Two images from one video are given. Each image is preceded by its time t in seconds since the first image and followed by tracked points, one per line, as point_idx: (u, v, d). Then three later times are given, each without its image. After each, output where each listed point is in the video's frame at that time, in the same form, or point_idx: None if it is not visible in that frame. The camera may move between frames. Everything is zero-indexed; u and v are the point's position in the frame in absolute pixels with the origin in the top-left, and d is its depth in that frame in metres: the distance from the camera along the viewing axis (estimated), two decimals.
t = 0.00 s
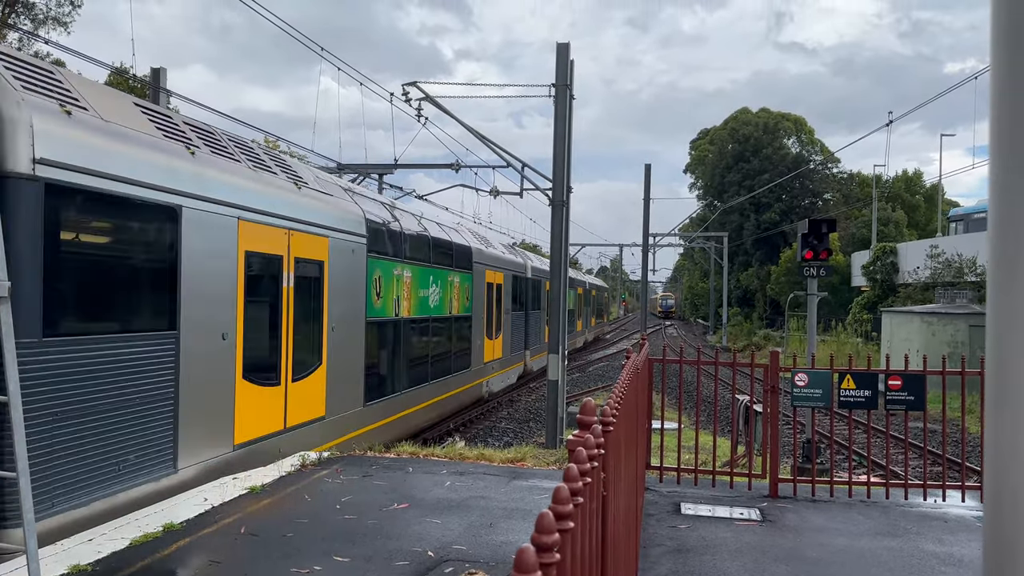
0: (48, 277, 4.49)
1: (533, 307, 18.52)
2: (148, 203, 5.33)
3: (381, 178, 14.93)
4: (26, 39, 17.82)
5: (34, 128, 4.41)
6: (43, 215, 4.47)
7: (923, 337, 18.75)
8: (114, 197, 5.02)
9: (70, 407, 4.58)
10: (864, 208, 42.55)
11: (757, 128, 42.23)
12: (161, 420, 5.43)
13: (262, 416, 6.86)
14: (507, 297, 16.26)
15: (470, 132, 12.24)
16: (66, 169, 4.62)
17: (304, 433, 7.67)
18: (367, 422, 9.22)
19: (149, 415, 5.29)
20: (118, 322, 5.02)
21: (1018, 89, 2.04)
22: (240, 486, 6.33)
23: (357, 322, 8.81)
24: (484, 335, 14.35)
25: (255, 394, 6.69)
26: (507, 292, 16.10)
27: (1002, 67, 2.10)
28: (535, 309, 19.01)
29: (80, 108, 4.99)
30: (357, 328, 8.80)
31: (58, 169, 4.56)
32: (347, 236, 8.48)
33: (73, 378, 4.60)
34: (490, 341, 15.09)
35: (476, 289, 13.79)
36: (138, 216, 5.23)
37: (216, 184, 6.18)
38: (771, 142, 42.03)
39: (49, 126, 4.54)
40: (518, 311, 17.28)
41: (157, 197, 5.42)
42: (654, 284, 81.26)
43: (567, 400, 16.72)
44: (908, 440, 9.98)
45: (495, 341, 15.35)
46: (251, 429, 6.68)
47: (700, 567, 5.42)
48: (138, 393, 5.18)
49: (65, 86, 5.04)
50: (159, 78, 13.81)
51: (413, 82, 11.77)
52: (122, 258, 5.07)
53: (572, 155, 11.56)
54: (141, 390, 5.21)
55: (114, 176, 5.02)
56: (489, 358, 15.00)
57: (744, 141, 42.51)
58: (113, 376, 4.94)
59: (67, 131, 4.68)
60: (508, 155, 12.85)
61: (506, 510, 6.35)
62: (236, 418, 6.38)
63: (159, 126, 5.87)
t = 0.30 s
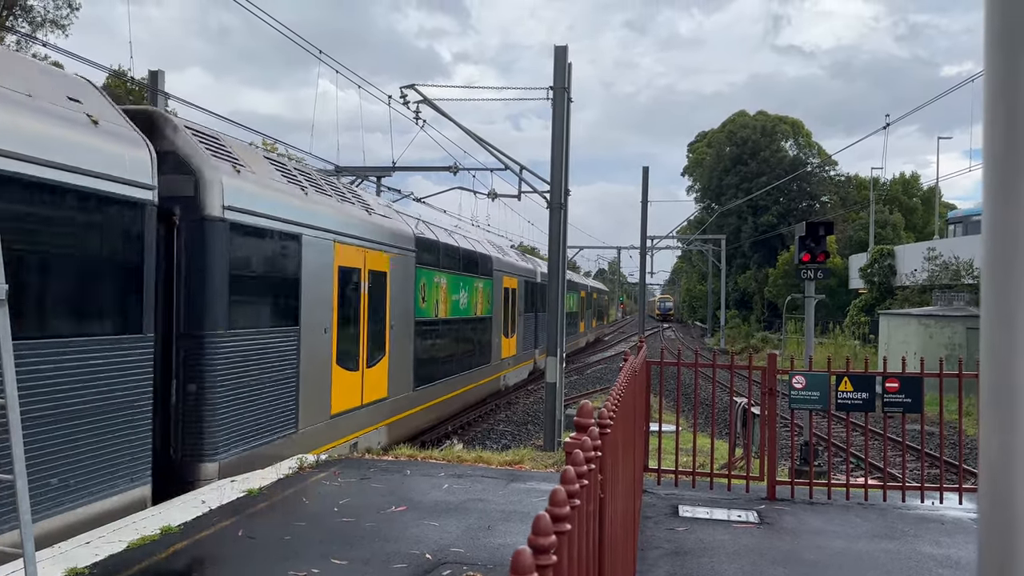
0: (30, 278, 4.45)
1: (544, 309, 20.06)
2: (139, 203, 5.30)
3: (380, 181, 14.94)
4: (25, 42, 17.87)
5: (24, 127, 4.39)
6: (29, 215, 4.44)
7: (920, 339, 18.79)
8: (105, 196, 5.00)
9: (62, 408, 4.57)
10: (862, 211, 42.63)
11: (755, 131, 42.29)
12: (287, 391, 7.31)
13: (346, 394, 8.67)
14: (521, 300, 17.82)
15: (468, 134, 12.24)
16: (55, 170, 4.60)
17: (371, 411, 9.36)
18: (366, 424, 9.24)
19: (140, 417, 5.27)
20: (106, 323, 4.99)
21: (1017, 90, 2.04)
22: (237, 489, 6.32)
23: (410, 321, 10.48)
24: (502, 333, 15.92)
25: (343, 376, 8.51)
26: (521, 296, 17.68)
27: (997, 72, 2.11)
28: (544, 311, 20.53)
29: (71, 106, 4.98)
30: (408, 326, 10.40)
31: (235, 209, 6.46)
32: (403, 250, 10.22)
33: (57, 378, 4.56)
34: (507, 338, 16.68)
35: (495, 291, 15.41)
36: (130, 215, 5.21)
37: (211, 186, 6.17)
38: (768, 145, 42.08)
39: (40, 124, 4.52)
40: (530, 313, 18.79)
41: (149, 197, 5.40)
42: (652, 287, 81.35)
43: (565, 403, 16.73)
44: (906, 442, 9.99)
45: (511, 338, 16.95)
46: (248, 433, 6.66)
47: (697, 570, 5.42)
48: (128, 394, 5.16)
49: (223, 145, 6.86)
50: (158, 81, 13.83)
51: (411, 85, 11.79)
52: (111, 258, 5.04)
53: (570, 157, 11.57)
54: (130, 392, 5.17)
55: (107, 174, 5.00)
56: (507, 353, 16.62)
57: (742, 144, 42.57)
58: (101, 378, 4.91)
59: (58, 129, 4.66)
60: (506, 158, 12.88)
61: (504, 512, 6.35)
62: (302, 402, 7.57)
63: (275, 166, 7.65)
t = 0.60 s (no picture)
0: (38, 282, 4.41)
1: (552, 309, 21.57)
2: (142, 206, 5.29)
3: (378, 183, 14.94)
4: (23, 43, 17.85)
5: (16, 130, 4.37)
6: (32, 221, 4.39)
7: (918, 342, 18.81)
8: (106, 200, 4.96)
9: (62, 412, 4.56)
10: (860, 214, 42.71)
11: (753, 134, 42.34)
12: (365, 373, 9.11)
13: (404, 376, 10.51)
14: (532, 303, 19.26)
15: (466, 137, 12.26)
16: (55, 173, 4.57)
17: (371, 413, 9.38)
18: (364, 427, 9.23)
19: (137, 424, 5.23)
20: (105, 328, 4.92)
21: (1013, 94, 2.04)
22: (234, 492, 6.31)
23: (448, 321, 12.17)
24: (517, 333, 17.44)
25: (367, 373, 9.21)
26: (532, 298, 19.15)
27: (990, 73, 2.11)
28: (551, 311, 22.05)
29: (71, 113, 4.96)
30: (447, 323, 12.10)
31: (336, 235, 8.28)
32: (445, 261, 12.02)
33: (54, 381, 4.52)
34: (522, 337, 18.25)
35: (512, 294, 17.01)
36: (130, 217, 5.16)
37: (211, 188, 6.14)
38: (766, 148, 42.13)
39: (34, 129, 4.50)
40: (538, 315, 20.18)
41: (146, 198, 5.35)
42: (650, 290, 81.43)
43: (563, 406, 16.72)
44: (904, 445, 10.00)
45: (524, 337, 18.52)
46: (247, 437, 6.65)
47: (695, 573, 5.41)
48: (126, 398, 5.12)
49: (325, 188, 8.74)
50: (155, 84, 13.82)
51: (409, 88, 11.81)
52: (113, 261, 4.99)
53: (568, 160, 11.58)
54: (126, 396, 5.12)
55: (103, 178, 4.96)
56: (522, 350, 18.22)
57: (740, 147, 42.62)
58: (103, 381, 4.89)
59: (53, 135, 4.63)
60: (504, 162, 12.99)
61: (502, 515, 6.35)
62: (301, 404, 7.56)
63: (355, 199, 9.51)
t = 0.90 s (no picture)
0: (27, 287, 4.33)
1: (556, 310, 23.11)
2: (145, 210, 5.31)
3: (375, 186, 14.94)
4: (20, 47, 17.89)
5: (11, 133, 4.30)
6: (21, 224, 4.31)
7: (915, 344, 18.84)
8: (99, 204, 4.90)
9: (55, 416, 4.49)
10: (857, 216, 42.78)
11: (750, 137, 42.41)
12: (414, 365, 10.66)
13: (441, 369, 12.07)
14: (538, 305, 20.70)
15: (464, 140, 12.27)
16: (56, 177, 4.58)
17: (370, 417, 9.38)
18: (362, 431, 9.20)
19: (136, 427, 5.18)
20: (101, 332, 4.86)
21: (1008, 100, 2.05)
22: (233, 496, 6.30)
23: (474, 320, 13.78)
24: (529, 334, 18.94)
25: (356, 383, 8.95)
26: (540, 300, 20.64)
27: (985, 76, 2.12)
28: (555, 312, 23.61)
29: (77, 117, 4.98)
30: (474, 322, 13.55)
31: (395, 252, 9.89)
32: (471, 269, 13.52)
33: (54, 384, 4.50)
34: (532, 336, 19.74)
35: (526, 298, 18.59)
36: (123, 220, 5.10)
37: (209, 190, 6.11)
38: (764, 150, 42.19)
39: (28, 132, 4.43)
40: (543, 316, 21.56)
41: (142, 202, 5.30)
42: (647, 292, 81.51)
43: (561, 409, 16.71)
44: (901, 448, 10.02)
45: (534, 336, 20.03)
46: (247, 439, 6.64)
47: None
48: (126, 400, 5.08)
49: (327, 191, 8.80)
50: (152, 86, 13.80)
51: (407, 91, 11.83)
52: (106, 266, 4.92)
53: (566, 163, 11.59)
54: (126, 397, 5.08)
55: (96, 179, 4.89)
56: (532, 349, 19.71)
57: (737, 150, 42.69)
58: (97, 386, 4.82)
59: (57, 140, 4.63)
60: (502, 164, 12.99)
61: (500, 518, 6.35)
62: (299, 408, 7.55)
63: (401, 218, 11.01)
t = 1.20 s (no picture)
0: (12, 294, 4.27)
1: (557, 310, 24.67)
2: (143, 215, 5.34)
3: (373, 188, 14.94)
4: (18, 50, 17.88)
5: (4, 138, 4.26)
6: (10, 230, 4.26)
7: (913, 346, 18.86)
8: (92, 212, 4.88)
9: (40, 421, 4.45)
10: (854, 218, 42.85)
11: (747, 139, 42.47)
12: (448, 360, 12.50)
13: (467, 364, 13.79)
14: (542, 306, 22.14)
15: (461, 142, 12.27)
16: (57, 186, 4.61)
17: (366, 419, 9.37)
18: (359, 433, 9.20)
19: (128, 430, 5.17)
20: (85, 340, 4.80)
21: (1004, 99, 2.04)
22: (229, 498, 6.29)
23: (493, 323, 15.56)
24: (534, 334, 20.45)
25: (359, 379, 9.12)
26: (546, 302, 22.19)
27: (979, 78, 2.12)
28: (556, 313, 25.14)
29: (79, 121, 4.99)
30: (494, 325, 15.28)
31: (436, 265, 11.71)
32: (491, 277, 15.26)
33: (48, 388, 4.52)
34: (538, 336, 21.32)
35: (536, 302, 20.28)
36: (115, 227, 5.05)
37: (204, 195, 6.10)
38: (761, 153, 42.24)
39: (18, 136, 4.37)
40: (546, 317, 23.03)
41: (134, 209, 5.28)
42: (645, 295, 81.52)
43: (559, 411, 16.70)
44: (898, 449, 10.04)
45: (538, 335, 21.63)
46: (246, 440, 6.70)
47: None
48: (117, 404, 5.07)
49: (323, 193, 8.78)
50: (150, 89, 13.80)
51: (405, 93, 11.83)
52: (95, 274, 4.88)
53: (564, 166, 11.60)
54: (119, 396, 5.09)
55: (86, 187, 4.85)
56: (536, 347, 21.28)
57: (735, 152, 42.74)
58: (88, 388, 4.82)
59: (56, 146, 4.66)
60: (500, 166, 12.96)
61: (498, 521, 6.34)
62: (294, 410, 7.54)
63: (426, 231, 12.17)
